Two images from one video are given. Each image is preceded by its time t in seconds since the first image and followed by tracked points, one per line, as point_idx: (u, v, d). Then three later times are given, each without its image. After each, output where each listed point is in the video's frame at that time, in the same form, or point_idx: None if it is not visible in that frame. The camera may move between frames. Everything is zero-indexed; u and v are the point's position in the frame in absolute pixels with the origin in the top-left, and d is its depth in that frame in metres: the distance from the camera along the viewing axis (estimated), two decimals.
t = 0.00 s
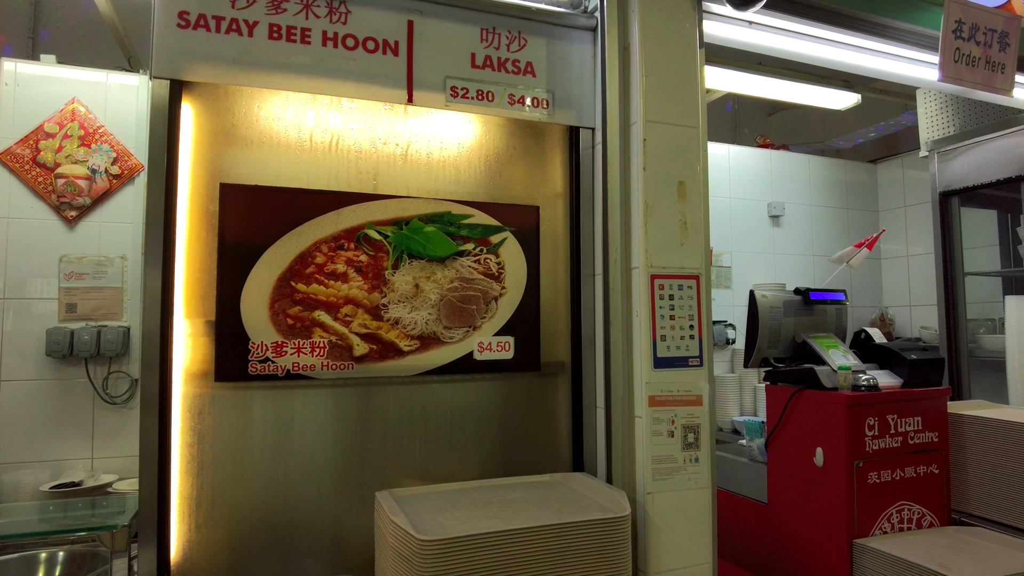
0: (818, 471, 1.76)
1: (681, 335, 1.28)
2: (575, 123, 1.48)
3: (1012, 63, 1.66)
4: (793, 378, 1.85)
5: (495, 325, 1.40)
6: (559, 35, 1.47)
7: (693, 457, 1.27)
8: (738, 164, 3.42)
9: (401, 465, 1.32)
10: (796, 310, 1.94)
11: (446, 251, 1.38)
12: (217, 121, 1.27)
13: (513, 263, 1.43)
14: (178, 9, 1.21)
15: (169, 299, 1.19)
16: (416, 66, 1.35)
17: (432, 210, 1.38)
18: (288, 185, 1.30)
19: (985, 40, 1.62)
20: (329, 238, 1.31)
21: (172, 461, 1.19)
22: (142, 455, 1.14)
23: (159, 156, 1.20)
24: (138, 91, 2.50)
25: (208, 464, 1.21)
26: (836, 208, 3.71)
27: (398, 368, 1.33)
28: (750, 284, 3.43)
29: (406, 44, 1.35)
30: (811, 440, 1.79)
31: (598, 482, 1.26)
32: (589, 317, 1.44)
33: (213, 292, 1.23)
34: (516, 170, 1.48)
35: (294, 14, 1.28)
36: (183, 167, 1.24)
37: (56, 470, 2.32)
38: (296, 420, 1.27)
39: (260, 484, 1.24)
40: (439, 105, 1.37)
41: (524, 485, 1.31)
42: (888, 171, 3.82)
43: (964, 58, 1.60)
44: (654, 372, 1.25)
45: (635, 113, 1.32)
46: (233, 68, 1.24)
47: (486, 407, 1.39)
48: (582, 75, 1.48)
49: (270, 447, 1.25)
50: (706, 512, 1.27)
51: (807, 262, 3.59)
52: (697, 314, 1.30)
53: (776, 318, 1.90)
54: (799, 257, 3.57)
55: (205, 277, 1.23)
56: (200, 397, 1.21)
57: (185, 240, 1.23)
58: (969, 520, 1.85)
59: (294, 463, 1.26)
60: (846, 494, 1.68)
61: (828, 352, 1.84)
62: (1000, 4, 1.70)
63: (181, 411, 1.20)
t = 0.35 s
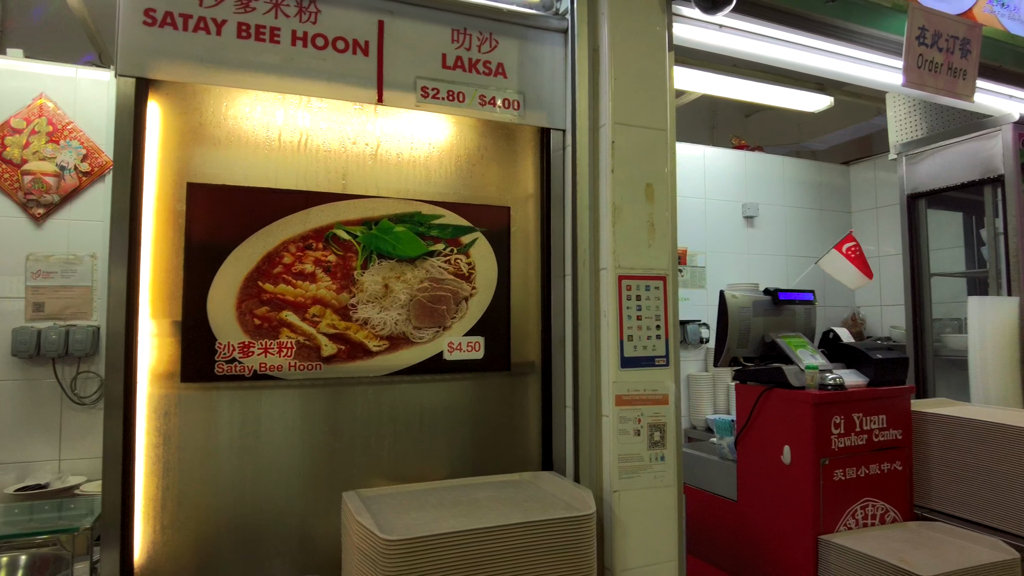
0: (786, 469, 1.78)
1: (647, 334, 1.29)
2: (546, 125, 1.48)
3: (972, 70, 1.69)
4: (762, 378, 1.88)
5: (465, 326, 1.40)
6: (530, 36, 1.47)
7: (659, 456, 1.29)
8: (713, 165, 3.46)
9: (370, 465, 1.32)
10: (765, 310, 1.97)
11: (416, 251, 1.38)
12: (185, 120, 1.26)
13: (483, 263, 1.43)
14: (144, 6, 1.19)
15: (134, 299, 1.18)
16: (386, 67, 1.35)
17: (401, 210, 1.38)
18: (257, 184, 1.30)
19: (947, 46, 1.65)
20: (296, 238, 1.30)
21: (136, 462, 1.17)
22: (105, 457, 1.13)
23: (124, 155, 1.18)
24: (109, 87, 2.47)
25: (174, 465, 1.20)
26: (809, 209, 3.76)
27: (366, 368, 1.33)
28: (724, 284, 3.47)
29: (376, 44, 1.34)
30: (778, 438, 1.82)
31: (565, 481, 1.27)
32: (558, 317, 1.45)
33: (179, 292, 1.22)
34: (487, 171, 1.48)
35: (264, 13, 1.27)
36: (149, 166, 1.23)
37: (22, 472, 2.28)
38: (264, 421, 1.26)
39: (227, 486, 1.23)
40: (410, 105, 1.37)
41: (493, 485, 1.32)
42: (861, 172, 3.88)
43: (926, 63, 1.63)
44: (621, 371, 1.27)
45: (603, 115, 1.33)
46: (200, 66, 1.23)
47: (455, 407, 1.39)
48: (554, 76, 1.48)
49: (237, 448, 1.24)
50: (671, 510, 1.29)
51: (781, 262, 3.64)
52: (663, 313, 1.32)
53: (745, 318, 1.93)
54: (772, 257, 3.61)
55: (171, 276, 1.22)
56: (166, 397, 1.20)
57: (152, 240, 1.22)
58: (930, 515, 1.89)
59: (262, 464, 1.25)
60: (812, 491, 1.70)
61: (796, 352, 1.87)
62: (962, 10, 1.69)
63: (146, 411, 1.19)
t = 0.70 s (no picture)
0: (709, 466, 1.86)
1: (573, 338, 1.33)
2: (478, 131, 1.48)
3: (881, 88, 1.77)
4: (688, 379, 1.95)
5: (395, 329, 1.41)
6: (463, 44, 1.49)
7: (583, 455, 1.33)
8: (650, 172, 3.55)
9: (296, 468, 1.32)
10: (690, 313, 2.05)
11: (345, 254, 1.37)
12: (106, 119, 1.23)
13: (414, 267, 1.44)
14: None
15: (48, 302, 1.14)
16: (317, 69, 1.34)
17: (330, 213, 1.38)
18: (181, 185, 1.27)
19: (859, 66, 1.72)
20: (221, 240, 1.29)
21: (48, 470, 1.14)
22: (14, 466, 1.09)
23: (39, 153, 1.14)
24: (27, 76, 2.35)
25: (89, 472, 1.17)
26: (741, 214, 3.90)
27: (293, 372, 1.32)
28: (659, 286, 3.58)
29: (307, 47, 1.33)
30: (703, 437, 1.88)
31: (491, 481, 1.30)
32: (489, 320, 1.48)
33: (97, 295, 1.19)
34: (419, 175, 1.49)
35: (189, 11, 1.24)
36: (67, 165, 1.19)
37: None
38: (186, 425, 1.24)
39: (147, 493, 1.21)
40: (340, 108, 1.36)
41: (421, 486, 1.33)
42: (790, 180, 4.04)
43: (841, 81, 1.69)
44: (547, 373, 1.30)
45: (532, 125, 1.37)
46: (121, 64, 1.19)
47: (384, 410, 1.40)
48: (486, 83, 1.50)
49: (158, 454, 1.22)
50: (594, 508, 1.34)
51: (714, 266, 3.76)
52: (588, 318, 1.36)
53: (672, 320, 2.00)
54: (706, 261, 3.73)
55: (88, 279, 1.19)
56: (82, 403, 1.17)
57: (68, 241, 1.18)
58: (842, 507, 1.99)
59: (183, 470, 1.23)
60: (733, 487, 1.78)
61: (720, 353, 1.95)
62: (873, 33, 1.77)
63: (60, 418, 1.15)
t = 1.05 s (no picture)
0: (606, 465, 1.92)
1: (464, 342, 1.36)
2: (375, 135, 1.48)
3: (767, 105, 1.85)
4: (586, 381, 2.01)
5: (284, 334, 1.40)
6: (359, 48, 1.48)
7: (472, 457, 1.36)
8: (564, 181, 3.66)
9: (177, 477, 1.29)
10: (591, 317, 2.12)
11: (230, 257, 1.35)
12: None
13: (304, 271, 1.43)
14: None
15: None
16: (204, 69, 1.31)
17: (216, 215, 1.35)
18: (52, 184, 1.21)
19: (745, 83, 1.79)
20: (98, 242, 1.24)
21: None
22: None
23: None
24: None
25: None
26: (653, 222, 4.04)
27: (174, 378, 1.29)
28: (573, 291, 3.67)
29: (193, 46, 1.30)
30: (600, 437, 1.95)
31: (379, 485, 1.30)
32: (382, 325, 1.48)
33: None
34: (312, 178, 1.48)
35: (62, 2, 1.18)
36: None
37: None
38: (55, 434, 1.19)
39: (9, 507, 1.15)
40: (228, 109, 1.33)
41: (308, 492, 1.33)
42: (699, 190, 4.21)
43: (728, 98, 1.76)
44: (437, 377, 1.32)
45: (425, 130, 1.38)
46: None
47: (272, 415, 1.38)
48: (383, 89, 1.50)
49: (22, 465, 1.16)
50: (482, 508, 1.37)
51: (626, 271, 3.88)
52: (480, 322, 1.39)
53: (572, 324, 2.06)
54: (619, 267, 3.85)
55: None
56: None
57: None
58: (732, 502, 2.07)
59: (51, 481, 1.18)
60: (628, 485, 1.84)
61: (616, 356, 2.02)
62: (758, 53, 1.83)
63: None
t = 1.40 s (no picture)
0: (510, 471, 1.95)
1: (346, 352, 1.37)
2: (260, 143, 1.50)
3: (664, 119, 1.90)
4: (491, 387, 2.04)
5: (163, 343, 1.38)
6: (246, 56, 1.49)
7: (355, 467, 1.37)
8: (493, 189, 3.67)
9: (43, 493, 1.24)
10: (499, 324, 2.14)
11: (106, 266, 1.32)
12: None
13: (185, 280, 1.42)
14: None
15: None
16: (75, 74, 1.28)
17: (89, 224, 1.31)
18: None
19: (641, 98, 1.84)
20: None
21: None
22: None
23: None
24: None
25: None
26: (581, 231, 4.11)
27: (41, 390, 1.25)
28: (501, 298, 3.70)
29: (64, 50, 1.26)
30: (505, 443, 1.98)
31: (258, 497, 1.30)
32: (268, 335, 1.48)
33: None
34: (196, 186, 1.45)
35: None
36: None
37: None
38: None
39: None
40: (104, 115, 1.31)
41: (186, 504, 1.31)
42: (627, 199, 4.30)
43: (624, 112, 1.80)
44: (316, 388, 1.33)
45: (308, 140, 1.38)
46: None
47: (150, 427, 1.36)
48: (270, 97, 1.51)
49: None
50: (364, 516, 1.38)
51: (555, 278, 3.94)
52: (364, 332, 1.40)
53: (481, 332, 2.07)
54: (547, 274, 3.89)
55: None
56: None
57: None
58: (635, 506, 2.13)
59: None
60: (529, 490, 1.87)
61: (523, 363, 2.05)
62: (655, 68, 1.88)
63: None
